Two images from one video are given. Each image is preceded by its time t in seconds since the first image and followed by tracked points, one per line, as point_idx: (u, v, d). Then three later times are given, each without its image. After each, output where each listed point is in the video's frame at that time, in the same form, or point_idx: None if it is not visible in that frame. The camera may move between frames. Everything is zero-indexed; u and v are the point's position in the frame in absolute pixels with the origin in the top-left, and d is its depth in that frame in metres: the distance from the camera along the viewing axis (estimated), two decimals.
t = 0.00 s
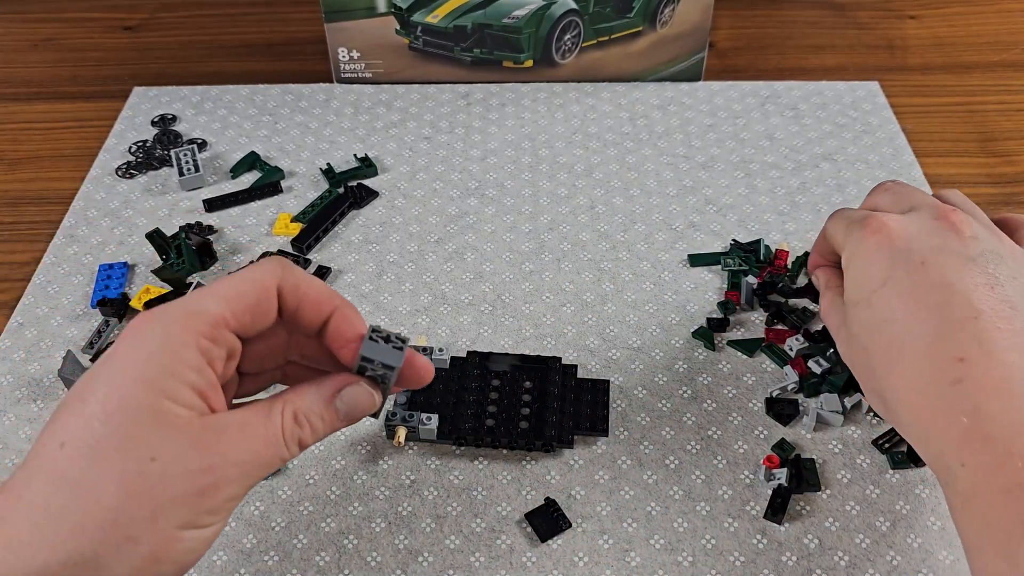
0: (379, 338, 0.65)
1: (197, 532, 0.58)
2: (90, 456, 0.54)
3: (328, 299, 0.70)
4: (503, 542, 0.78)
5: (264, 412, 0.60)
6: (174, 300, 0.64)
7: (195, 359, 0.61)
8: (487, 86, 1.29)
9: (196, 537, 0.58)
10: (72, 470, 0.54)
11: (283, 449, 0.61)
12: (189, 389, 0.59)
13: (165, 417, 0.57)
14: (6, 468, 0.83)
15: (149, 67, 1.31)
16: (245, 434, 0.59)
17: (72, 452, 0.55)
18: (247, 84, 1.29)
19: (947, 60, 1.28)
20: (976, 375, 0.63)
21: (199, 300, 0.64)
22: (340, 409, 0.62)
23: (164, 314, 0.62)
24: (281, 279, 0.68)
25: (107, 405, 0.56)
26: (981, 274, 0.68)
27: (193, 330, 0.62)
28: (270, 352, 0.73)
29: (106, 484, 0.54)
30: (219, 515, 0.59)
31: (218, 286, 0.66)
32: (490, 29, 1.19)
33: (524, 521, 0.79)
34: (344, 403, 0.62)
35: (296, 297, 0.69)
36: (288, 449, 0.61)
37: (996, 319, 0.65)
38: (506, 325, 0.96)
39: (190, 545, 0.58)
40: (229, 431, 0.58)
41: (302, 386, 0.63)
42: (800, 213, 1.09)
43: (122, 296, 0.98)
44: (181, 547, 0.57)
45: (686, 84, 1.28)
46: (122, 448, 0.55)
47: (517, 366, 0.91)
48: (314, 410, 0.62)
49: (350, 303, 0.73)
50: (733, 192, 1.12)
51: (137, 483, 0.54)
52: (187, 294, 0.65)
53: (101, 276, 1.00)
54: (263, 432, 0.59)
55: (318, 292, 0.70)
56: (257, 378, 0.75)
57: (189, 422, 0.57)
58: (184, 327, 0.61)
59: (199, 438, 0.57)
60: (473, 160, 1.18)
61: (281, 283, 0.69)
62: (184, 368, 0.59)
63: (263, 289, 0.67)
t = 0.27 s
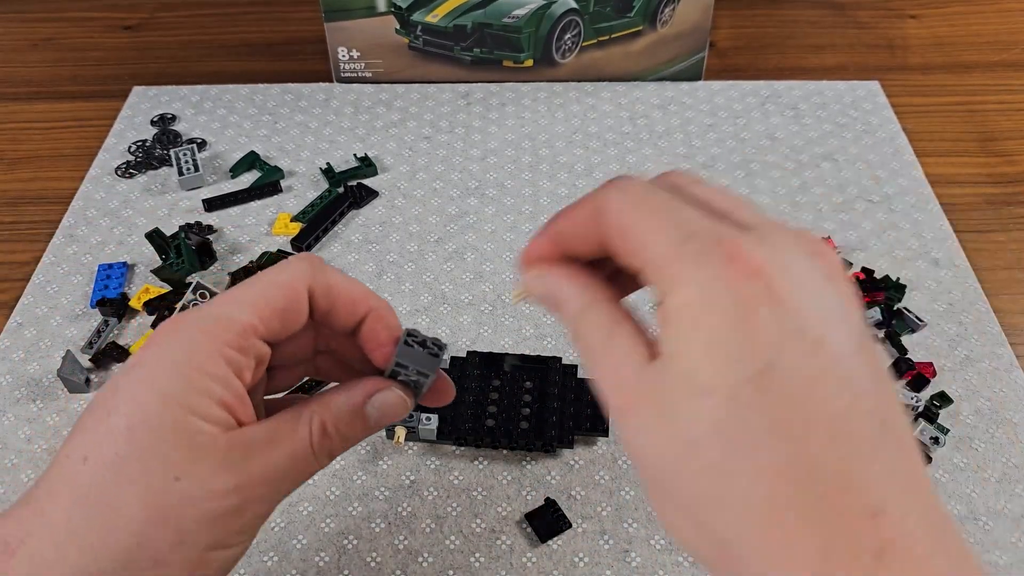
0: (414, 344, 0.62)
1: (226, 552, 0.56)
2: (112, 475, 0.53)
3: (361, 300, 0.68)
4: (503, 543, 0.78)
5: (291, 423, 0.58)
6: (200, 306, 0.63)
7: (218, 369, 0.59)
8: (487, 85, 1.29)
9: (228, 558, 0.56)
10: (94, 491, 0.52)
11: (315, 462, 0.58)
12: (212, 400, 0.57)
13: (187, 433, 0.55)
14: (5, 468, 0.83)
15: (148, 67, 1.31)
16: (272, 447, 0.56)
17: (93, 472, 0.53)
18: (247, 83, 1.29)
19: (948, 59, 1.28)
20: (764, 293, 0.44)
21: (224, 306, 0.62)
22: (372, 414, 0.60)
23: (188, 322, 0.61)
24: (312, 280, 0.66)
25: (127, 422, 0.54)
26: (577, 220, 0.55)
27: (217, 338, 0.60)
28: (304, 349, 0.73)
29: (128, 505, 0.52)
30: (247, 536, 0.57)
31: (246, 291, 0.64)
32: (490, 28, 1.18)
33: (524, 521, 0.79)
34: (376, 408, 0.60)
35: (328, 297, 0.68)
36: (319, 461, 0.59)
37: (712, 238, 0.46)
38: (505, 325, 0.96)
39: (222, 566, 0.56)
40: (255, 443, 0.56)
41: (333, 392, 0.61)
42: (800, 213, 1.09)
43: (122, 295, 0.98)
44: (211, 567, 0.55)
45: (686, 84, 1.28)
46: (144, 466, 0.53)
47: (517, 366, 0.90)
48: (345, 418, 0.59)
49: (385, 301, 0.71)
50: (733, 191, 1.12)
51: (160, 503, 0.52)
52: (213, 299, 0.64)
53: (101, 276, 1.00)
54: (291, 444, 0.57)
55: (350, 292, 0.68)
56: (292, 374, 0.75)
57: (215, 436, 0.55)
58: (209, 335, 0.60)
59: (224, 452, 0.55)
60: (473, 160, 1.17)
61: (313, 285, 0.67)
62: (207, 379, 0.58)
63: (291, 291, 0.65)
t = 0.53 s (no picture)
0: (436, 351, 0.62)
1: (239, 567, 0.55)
2: (121, 490, 0.52)
3: (383, 307, 0.69)
4: (503, 544, 0.78)
5: (307, 437, 0.57)
6: (216, 313, 0.63)
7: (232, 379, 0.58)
8: (487, 85, 1.28)
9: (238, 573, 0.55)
10: (104, 506, 0.51)
11: (331, 476, 0.58)
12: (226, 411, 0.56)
13: (198, 448, 0.53)
14: (4, 469, 0.83)
15: (147, 67, 1.30)
16: (288, 461, 0.56)
17: (101, 487, 0.52)
18: (246, 83, 1.28)
19: (949, 59, 1.28)
20: (688, 366, 0.44)
21: (239, 315, 0.62)
22: (393, 426, 0.60)
23: (203, 331, 0.60)
24: (332, 286, 0.66)
25: (136, 435, 0.53)
26: (491, 278, 0.56)
27: (231, 347, 0.59)
28: (322, 355, 0.73)
29: (138, 522, 0.51)
30: (260, 550, 0.56)
31: (261, 299, 0.63)
32: (490, 27, 1.18)
33: (524, 522, 0.79)
34: (399, 419, 0.60)
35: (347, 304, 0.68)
36: (337, 475, 0.58)
37: (636, 303, 0.46)
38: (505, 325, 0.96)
39: None
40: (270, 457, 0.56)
41: (353, 403, 0.61)
42: (801, 213, 1.09)
43: (122, 296, 0.98)
44: None
45: (686, 83, 1.28)
46: (153, 481, 0.52)
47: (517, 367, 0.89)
48: (363, 431, 0.59)
49: (406, 307, 0.71)
50: (734, 191, 1.12)
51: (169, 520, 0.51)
52: (229, 306, 0.63)
53: (99, 276, 0.99)
54: (308, 459, 0.56)
55: (370, 299, 0.68)
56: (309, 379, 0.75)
57: (228, 452, 0.54)
58: (223, 344, 0.59)
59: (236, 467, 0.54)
60: (473, 159, 1.17)
61: (333, 292, 0.67)
62: (220, 390, 0.57)
63: (309, 299, 0.65)
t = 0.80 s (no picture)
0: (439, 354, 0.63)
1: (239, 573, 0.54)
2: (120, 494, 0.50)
3: (386, 312, 0.69)
4: (502, 547, 0.77)
5: (307, 442, 0.56)
6: (212, 316, 0.61)
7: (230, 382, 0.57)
8: (487, 83, 1.27)
9: None
10: (100, 511, 0.50)
11: (330, 480, 0.57)
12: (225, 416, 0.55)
13: (195, 453, 0.52)
14: None
15: (144, 65, 1.29)
16: (286, 466, 0.55)
17: (97, 492, 0.51)
18: (244, 81, 1.27)
19: (952, 57, 1.27)
20: (645, 415, 0.40)
21: (238, 317, 0.60)
22: (391, 432, 0.59)
23: (200, 335, 0.58)
24: (331, 289, 0.66)
25: (132, 439, 0.52)
26: (484, 289, 0.54)
27: (230, 351, 0.58)
28: (324, 362, 0.72)
29: (134, 529, 0.50)
30: (260, 556, 0.55)
31: (259, 302, 0.62)
32: (489, 25, 1.17)
33: (524, 525, 0.78)
34: (398, 425, 0.59)
35: (348, 308, 0.67)
36: (335, 481, 0.57)
37: (592, 348, 0.43)
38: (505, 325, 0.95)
39: None
40: (267, 462, 0.55)
41: (353, 407, 0.60)
42: (804, 212, 1.08)
43: (117, 296, 0.97)
44: None
45: (687, 82, 1.27)
46: (150, 488, 0.51)
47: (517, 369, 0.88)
48: (362, 435, 0.58)
49: (408, 312, 0.71)
50: (736, 190, 1.11)
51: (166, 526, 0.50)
52: (226, 309, 0.62)
53: (95, 276, 0.99)
54: (307, 464, 0.55)
55: (372, 303, 0.68)
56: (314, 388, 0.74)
57: (226, 459, 0.53)
58: (221, 347, 0.58)
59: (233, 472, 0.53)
60: (473, 158, 1.16)
61: (332, 295, 0.66)
62: (218, 393, 0.56)
63: (309, 302, 0.64)
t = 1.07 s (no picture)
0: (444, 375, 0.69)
1: None
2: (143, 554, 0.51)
3: (390, 331, 0.71)
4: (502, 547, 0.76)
5: (324, 473, 0.61)
6: (208, 356, 0.60)
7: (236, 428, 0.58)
8: (487, 83, 1.27)
9: None
10: None
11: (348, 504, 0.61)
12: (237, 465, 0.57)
13: (218, 506, 0.54)
14: None
15: (144, 65, 1.29)
16: (306, 502, 0.59)
17: (116, 560, 0.50)
18: (244, 81, 1.27)
19: (952, 57, 1.27)
20: (553, 512, 0.39)
21: (236, 360, 0.60)
22: (401, 447, 0.66)
23: (200, 386, 0.58)
24: (332, 317, 0.66)
25: (144, 505, 0.52)
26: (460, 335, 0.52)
27: (236, 396, 0.58)
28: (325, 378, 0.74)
29: None
30: None
31: (260, 340, 0.61)
32: (489, 24, 1.17)
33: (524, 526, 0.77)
34: (410, 438, 0.66)
35: (350, 330, 0.68)
36: (354, 505, 0.62)
37: (512, 431, 0.41)
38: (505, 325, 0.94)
39: None
40: (286, 497, 0.58)
41: (362, 433, 0.65)
42: (804, 212, 1.08)
43: (117, 296, 0.97)
44: None
45: (688, 81, 1.27)
46: (175, 548, 0.51)
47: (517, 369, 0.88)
48: (375, 455, 0.64)
49: (406, 327, 0.74)
50: (736, 190, 1.11)
51: None
52: (223, 347, 0.61)
53: (95, 276, 0.98)
54: (327, 492, 0.60)
55: (374, 324, 0.70)
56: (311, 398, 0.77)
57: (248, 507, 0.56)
58: (225, 394, 0.58)
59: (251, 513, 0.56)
60: (473, 158, 1.16)
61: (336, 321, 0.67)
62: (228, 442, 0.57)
63: (311, 333, 0.64)
